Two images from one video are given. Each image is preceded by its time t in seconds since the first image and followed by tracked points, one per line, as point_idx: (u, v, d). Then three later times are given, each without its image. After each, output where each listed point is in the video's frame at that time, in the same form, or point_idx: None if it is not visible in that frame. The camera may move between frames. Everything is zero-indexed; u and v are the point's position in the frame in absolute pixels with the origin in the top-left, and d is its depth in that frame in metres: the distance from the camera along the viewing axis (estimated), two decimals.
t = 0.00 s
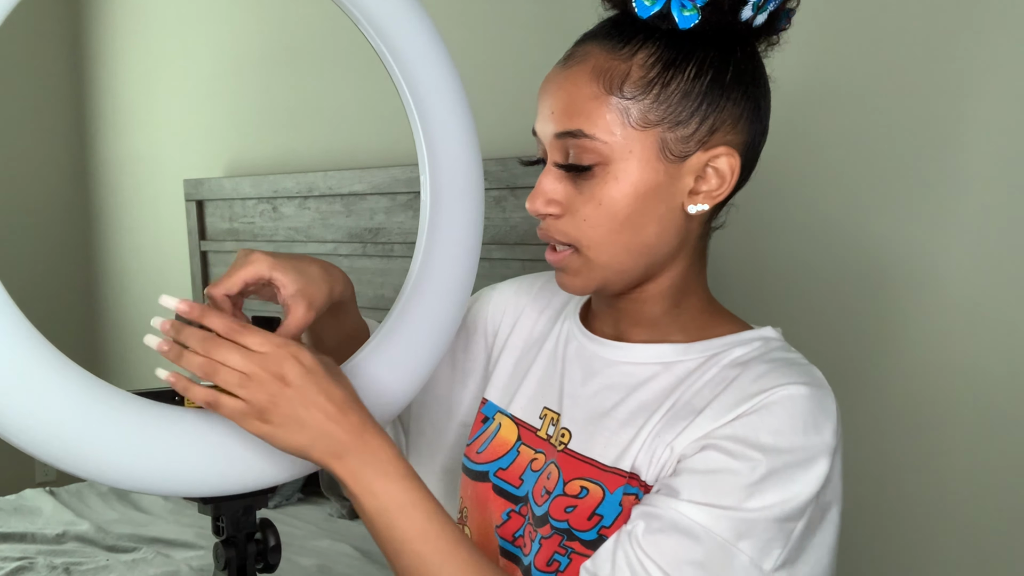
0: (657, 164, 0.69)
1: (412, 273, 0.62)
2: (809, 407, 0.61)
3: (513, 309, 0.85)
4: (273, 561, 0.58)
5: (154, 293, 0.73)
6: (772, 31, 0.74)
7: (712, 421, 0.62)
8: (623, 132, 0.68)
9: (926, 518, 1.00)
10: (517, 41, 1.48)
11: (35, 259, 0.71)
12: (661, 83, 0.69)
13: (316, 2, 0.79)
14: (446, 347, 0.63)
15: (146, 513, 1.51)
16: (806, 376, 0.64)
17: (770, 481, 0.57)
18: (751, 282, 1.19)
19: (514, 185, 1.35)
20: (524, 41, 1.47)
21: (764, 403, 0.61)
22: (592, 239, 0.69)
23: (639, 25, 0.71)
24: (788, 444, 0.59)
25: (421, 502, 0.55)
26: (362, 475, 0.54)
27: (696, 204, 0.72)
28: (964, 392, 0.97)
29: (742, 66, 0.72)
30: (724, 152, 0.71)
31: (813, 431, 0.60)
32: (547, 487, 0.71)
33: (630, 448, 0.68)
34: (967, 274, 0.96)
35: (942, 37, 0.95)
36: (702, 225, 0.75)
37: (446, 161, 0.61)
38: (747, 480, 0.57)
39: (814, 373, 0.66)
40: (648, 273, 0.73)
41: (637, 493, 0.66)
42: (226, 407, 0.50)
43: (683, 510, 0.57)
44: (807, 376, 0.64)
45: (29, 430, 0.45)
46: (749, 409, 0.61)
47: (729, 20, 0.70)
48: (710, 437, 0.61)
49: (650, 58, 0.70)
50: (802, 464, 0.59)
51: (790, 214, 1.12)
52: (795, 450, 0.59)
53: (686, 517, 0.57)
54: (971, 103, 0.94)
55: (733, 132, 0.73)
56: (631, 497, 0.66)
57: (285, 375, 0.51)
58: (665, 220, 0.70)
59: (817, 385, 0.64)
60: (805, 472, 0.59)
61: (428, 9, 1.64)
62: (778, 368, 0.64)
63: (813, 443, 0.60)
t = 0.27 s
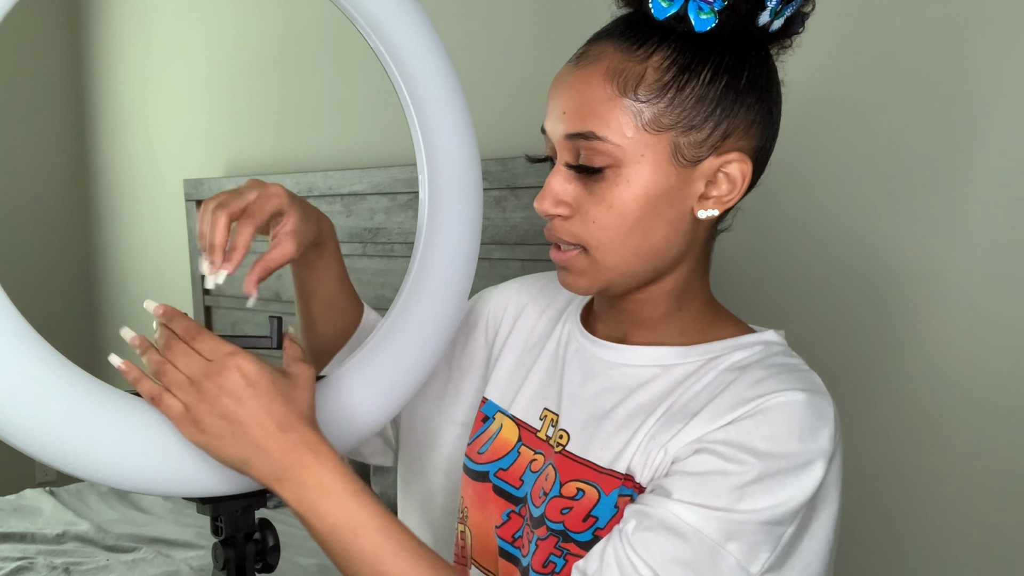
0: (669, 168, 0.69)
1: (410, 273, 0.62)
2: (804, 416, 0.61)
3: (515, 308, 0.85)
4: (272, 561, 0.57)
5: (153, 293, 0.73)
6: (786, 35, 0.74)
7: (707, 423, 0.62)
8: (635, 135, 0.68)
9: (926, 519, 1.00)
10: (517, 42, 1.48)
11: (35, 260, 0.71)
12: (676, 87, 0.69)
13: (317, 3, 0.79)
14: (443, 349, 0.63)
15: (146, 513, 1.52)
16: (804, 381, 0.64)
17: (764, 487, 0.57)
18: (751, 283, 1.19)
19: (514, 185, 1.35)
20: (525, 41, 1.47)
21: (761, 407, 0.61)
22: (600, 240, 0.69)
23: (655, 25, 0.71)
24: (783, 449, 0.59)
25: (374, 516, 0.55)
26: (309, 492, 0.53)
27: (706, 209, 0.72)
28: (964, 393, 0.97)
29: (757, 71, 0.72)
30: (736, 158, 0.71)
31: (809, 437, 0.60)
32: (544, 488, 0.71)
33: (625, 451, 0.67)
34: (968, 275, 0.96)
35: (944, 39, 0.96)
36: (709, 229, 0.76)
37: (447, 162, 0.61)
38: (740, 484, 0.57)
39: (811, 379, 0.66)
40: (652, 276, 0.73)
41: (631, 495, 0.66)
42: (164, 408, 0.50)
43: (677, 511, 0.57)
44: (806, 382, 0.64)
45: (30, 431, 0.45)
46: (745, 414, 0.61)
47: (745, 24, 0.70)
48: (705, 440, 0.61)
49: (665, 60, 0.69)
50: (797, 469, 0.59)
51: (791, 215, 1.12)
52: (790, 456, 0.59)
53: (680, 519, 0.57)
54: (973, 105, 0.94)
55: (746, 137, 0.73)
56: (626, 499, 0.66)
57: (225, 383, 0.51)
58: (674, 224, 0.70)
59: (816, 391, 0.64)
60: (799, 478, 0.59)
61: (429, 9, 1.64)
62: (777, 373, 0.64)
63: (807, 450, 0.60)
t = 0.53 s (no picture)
0: (668, 170, 0.69)
1: (409, 270, 0.62)
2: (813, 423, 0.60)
3: (513, 306, 0.85)
4: (271, 560, 0.58)
5: (151, 294, 0.73)
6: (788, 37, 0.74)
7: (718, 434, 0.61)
8: (636, 136, 0.68)
9: (928, 520, 1.00)
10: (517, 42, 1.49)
11: (34, 260, 0.71)
12: (677, 88, 0.69)
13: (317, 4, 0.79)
14: (440, 350, 0.63)
15: (146, 513, 1.52)
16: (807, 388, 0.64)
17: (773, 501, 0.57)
18: (751, 282, 1.19)
19: (514, 185, 1.36)
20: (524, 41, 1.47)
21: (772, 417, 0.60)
22: (595, 241, 0.69)
23: (656, 26, 0.71)
24: (792, 462, 0.58)
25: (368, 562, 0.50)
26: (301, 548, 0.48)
27: (705, 211, 0.72)
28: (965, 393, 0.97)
29: (757, 73, 0.72)
30: (736, 160, 0.72)
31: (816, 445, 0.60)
32: (549, 491, 0.71)
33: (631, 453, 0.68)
34: (969, 276, 0.95)
35: (944, 40, 0.95)
36: (708, 231, 0.76)
37: (445, 162, 0.61)
38: (753, 501, 0.56)
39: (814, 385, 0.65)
40: (649, 277, 0.73)
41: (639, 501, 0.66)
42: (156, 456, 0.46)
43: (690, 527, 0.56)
44: (812, 388, 0.64)
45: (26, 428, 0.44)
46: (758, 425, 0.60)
47: (747, 26, 0.70)
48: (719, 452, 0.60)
49: (667, 62, 0.69)
50: (804, 484, 0.58)
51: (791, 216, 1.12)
52: (797, 467, 0.58)
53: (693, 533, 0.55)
54: (972, 105, 0.94)
55: (745, 139, 0.73)
56: (633, 504, 0.66)
57: (224, 434, 0.47)
58: (673, 226, 0.71)
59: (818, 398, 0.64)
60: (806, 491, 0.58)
61: (429, 10, 1.65)
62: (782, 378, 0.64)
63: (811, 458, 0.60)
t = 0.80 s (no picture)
0: (669, 178, 0.69)
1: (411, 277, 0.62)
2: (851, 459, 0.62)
3: (508, 304, 0.84)
4: (274, 561, 0.57)
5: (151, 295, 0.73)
6: (785, 31, 0.74)
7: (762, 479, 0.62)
8: (633, 145, 0.68)
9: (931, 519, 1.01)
10: (515, 41, 1.49)
11: (36, 261, 0.71)
12: (674, 94, 0.69)
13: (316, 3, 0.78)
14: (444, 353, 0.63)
15: (146, 513, 1.52)
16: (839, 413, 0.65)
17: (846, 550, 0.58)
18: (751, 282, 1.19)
19: (514, 185, 1.36)
20: (522, 41, 1.47)
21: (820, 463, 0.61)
22: (603, 251, 0.69)
23: (649, 31, 0.71)
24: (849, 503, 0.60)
25: None
26: None
27: (709, 216, 0.72)
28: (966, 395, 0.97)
29: (756, 73, 0.72)
30: (737, 163, 0.72)
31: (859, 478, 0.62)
32: (568, 499, 0.72)
33: (669, 465, 0.68)
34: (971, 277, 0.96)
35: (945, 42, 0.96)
36: (712, 235, 0.76)
37: (448, 164, 0.61)
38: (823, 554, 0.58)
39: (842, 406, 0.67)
40: (660, 284, 0.73)
41: (670, 518, 0.67)
42: None
43: None
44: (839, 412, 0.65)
45: (32, 427, 0.45)
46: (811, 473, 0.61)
47: (743, 26, 0.70)
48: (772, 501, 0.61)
49: (662, 67, 0.69)
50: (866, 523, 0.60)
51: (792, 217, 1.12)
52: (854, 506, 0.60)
53: None
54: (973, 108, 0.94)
55: (746, 141, 0.73)
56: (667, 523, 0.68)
57: None
58: (676, 232, 0.71)
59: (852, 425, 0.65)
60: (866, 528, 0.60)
61: (427, 9, 1.64)
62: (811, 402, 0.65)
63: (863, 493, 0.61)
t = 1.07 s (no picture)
0: (667, 177, 0.69)
1: (407, 278, 0.61)
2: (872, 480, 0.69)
3: (500, 307, 0.84)
4: (271, 561, 0.58)
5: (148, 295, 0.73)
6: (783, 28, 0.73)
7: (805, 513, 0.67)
8: (631, 145, 0.68)
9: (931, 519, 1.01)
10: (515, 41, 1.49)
11: (33, 262, 0.71)
12: (672, 93, 0.69)
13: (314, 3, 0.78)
14: (439, 353, 0.63)
15: (146, 513, 1.52)
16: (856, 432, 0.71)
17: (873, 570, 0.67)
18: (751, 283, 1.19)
19: (514, 185, 1.36)
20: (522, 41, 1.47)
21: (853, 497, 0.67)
22: (602, 254, 0.69)
23: (645, 29, 0.71)
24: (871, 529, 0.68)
25: None
26: None
27: (707, 216, 0.72)
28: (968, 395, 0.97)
29: (753, 70, 0.72)
30: (736, 162, 0.72)
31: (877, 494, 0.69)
32: (572, 506, 0.72)
33: (688, 473, 0.69)
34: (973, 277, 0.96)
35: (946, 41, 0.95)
36: (711, 234, 0.76)
37: (445, 165, 0.61)
38: None
39: (853, 420, 0.72)
40: (659, 285, 0.73)
41: (680, 529, 0.68)
42: None
43: None
44: (856, 432, 0.70)
45: (28, 431, 0.45)
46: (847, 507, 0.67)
47: (739, 23, 0.70)
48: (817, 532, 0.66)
49: (659, 65, 0.69)
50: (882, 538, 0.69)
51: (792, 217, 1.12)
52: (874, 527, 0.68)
53: None
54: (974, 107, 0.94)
55: (744, 140, 0.73)
56: (676, 533, 0.69)
57: None
58: (675, 232, 0.71)
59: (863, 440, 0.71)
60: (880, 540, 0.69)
61: (428, 9, 1.64)
62: (838, 426, 0.69)
63: (881, 510, 0.69)
